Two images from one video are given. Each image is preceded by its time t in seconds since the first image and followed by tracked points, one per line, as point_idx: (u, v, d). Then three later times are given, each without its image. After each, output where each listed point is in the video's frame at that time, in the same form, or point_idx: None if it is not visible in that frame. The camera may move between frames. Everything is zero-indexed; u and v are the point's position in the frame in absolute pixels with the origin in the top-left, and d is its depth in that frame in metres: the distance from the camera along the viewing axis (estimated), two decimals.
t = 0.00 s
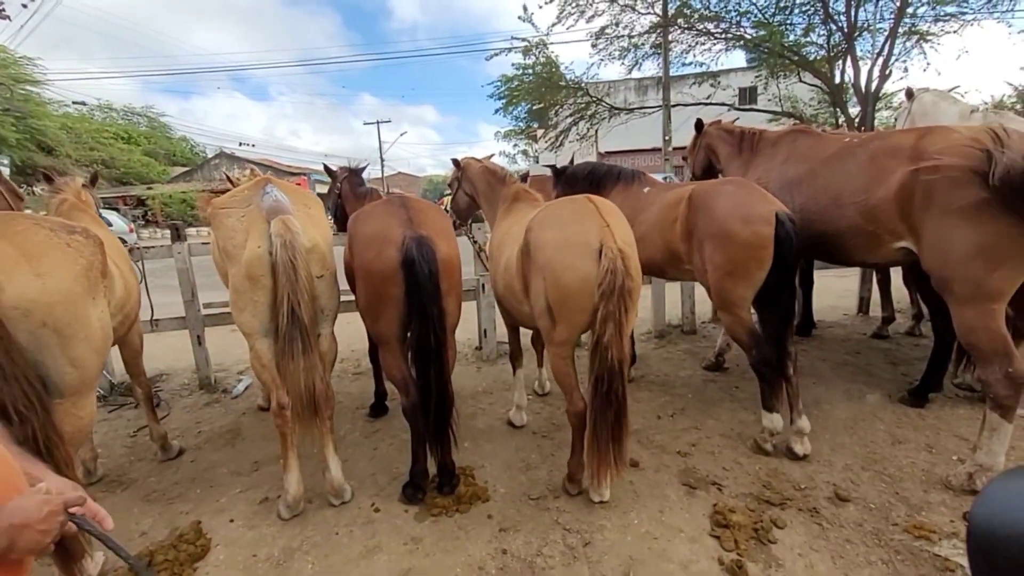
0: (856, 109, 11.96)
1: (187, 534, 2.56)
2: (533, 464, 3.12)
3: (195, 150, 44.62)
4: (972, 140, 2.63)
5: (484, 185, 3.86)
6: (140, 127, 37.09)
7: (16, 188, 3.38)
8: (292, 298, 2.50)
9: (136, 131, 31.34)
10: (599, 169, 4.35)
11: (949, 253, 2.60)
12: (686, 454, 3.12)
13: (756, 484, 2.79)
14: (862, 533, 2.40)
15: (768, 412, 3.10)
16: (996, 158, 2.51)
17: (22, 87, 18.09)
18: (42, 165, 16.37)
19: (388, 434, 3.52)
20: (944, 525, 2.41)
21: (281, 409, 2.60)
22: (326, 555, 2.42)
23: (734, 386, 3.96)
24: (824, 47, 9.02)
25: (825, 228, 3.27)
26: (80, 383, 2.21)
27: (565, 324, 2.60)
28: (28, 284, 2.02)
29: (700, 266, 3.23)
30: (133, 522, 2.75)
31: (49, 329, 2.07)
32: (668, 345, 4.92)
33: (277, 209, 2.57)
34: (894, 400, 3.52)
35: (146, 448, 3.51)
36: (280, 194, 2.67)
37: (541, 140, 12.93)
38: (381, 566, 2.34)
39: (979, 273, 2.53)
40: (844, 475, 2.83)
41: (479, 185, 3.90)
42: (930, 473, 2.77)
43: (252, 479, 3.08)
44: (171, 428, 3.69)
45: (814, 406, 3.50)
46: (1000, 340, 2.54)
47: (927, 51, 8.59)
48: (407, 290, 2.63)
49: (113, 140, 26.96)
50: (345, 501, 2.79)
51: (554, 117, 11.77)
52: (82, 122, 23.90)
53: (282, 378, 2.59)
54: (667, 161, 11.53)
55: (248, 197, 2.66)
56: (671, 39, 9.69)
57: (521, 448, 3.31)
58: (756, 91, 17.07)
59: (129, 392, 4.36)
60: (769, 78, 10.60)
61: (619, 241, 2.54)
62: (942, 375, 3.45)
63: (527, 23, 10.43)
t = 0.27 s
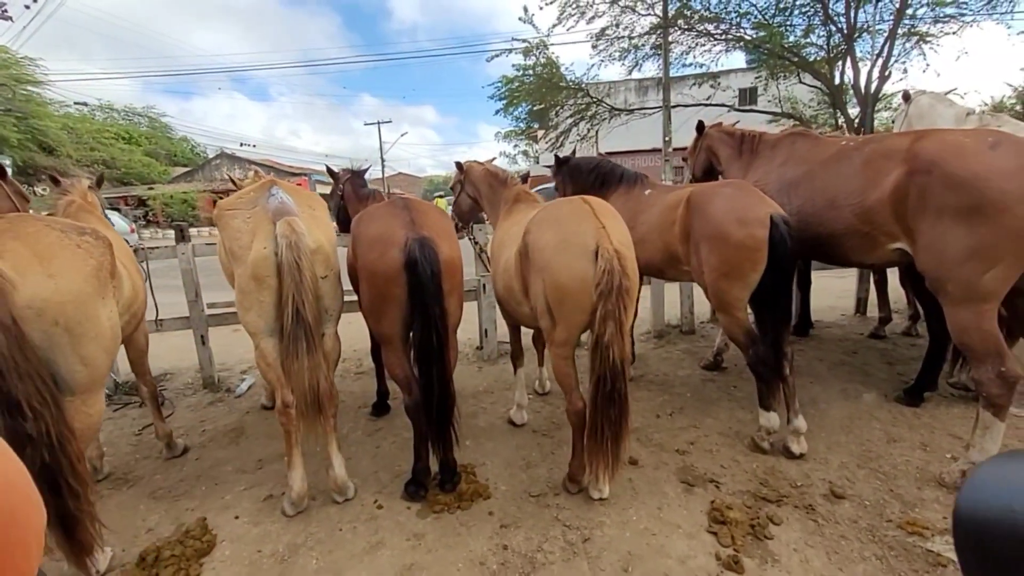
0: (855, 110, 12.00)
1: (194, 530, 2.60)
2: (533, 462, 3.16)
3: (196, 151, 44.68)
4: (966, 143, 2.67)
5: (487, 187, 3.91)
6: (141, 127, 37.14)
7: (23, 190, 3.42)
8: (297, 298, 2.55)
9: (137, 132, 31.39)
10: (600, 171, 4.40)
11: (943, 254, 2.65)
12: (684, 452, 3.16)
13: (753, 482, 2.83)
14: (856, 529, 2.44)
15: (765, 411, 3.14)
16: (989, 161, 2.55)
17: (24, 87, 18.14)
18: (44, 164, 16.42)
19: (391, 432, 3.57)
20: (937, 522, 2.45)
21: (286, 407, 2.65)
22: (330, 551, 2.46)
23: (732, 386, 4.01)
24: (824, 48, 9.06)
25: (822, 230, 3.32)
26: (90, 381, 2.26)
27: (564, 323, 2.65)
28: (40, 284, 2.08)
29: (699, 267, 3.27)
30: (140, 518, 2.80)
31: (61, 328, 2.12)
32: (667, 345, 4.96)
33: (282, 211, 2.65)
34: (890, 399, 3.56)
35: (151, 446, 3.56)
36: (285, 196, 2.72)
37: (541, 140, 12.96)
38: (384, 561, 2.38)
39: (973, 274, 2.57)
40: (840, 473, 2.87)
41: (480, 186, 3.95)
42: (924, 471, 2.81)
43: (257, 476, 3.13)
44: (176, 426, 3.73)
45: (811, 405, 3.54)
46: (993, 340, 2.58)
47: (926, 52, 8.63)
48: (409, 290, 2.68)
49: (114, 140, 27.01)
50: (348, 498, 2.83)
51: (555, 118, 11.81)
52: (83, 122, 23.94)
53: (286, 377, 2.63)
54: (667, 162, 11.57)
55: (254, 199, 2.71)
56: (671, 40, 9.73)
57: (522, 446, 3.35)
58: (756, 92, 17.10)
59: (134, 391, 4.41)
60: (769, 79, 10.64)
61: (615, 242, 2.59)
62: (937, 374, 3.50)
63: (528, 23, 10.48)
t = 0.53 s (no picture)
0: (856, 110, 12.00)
1: (197, 528, 2.62)
2: (534, 461, 3.18)
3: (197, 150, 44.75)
4: (965, 145, 2.68)
5: (490, 187, 3.93)
6: (142, 126, 37.19)
7: (25, 189, 3.43)
8: (300, 297, 2.56)
9: (138, 131, 31.44)
10: (602, 171, 4.42)
11: (943, 255, 2.66)
12: (684, 452, 3.17)
13: (752, 481, 2.85)
14: (855, 528, 2.46)
15: (765, 411, 3.15)
16: (988, 162, 2.56)
17: (26, 87, 18.17)
18: (46, 164, 16.46)
19: (392, 431, 3.59)
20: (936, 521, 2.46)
21: (288, 406, 2.66)
22: (332, 548, 2.48)
23: (732, 386, 4.02)
24: (825, 49, 9.07)
25: (823, 231, 3.33)
26: (94, 380, 2.27)
27: (562, 323, 2.66)
28: (45, 283, 2.09)
29: (700, 266, 3.29)
30: (142, 516, 2.82)
31: (64, 327, 2.14)
32: (667, 345, 4.98)
33: (285, 211, 2.67)
34: (889, 399, 3.58)
35: (154, 444, 3.58)
36: (288, 196, 2.74)
37: (542, 140, 12.97)
38: (386, 559, 2.40)
39: (972, 275, 2.59)
40: (839, 472, 2.88)
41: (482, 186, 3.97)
42: (923, 471, 2.83)
43: (258, 475, 3.15)
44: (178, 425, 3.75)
45: (810, 405, 3.55)
46: (992, 341, 2.60)
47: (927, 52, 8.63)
48: (410, 290, 2.70)
49: (116, 140, 27.05)
50: (350, 496, 2.85)
51: (556, 118, 11.83)
52: (84, 121, 23.96)
53: (289, 376, 2.65)
54: (667, 162, 11.59)
55: (257, 198, 2.72)
56: (672, 40, 9.75)
57: (522, 445, 3.37)
58: (757, 92, 17.11)
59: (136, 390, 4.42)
60: (769, 79, 10.65)
61: (611, 242, 2.62)
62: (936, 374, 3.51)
63: (529, 24, 10.49)
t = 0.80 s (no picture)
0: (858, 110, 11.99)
1: (198, 527, 2.62)
2: (536, 461, 3.18)
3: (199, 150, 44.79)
4: (969, 147, 2.67)
5: (493, 188, 3.93)
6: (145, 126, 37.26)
7: (28, 188, 3.43)
8: (302, 297, 2.57)
9: (140, 131, 31.50)
10: (604, 172, 4.42)
11: (946, 258, 2.66)
12: (685, 453, 3.17)
13: (754, 482, 2.84)
14: (857, 530, 2.45)
15: (767, 412, 3.15)
16: (992, 164, 2.56)
17: (29, 86, 18.22)
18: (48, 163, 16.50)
19: (394, 431, 3.59)
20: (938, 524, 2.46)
21: (290, 406, 2.67)
22: (333, 548, 2.48)
23: (734, 387, 4.01)
24: (827, 49, 9.06)
25: (827, 232, 3.33)
26: (96, 379, 2.28)
27: (560, 323, 2.67)
28: (47, 283, 2.09)
29: (703, 267, 3.28)
30: (144, 515, 2.82)
31: (67, 326, 2.15)
32: (668, 345, 4.97)
33: (288, 210, 2.66)
34: (892, 400, 3.57)
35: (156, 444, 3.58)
36: (291, 196, 2.74)
37: (543, 140, 12.96)
38: (387, 559, 2.40)
39: (976, 277, 2.58)
40: (841, 474, 2.88)
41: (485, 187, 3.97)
42: (925, 473, 2.82)
43: (260, 475, 3.15)
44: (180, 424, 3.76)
45: (812, 406, 3.55)
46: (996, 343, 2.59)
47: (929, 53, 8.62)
48: (412, 290, 2.70)
49: (118, 139, 27.11)
50: (351, 496, 2.85)
51: (557, 118, 11.83)
52: (86, 121, 23.99)
53: (290, 376, 2.65)
54: (669, 163, 11.58)
55: (259, 198, 2.72)
56: (673, 40, 9.74)
57: (523, 446, 3.37)
58: (759, 92, 17.08)
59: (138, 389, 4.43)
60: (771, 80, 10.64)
61: (606, 243, 2.61)
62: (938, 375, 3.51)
63: (531, 24, 10.49)
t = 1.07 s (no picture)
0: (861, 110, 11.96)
1: (199, 527, 2.61)
2: (537, 462, 3.17)
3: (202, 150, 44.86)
4: (972, 146, 2.65)
5: (497, 186, 3.92)
6: (148, 126, 37.34)
7: (30, 188, 3.43)
8: (303, 297, 2.56)
9: (143, 131, 31.57)
10: (606, 171, 4.41)
11: (949, 258, 2.65)
12: (688, 454, 3.15)
13: (758, 484, 2.83)
14: (862, 532, 2.43)
15: (770, 413, 3.13)
16: (997, 164, 2.54)
17: (33, 87, 18.28)
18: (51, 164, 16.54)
19: (396, 431, 3.58)
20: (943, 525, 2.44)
21: (292, 405, 2.66)
22: (335, 549, 2.48)
23: (737, 388, 4.00)
24: (830, 49, 9.03)
25: (829, 232, 3.31)
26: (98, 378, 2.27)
27: (558, 326, 2.66)
28: (50, 283, 2.09)
29: (706, 267, 3.27)
30: (145, 515, 2.82)
31: (70, 326, 2.15)
32: (671, 346, 4.96)
33: (289, 210, 2.66)
34: (896, 401, 3.55)
35: (158, 443, 3.58)
36: (293, 195, 2.74)
37: (546, 140, 12.95)
38: (390, 560, 2.39)
39: (981, 277, 2.57)
40: (845, 475, 2.86)
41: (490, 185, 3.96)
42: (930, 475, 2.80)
43: (262, 475, 3.14)
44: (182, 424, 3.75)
45: (816, 407, 3.53)
46: (1001, 343, 2.57)
47: (933, 53, 8.59)
48: (413, 290, 2.69)
49: (121, 139, 27.17)
50: (353, 496, 2.84)
51: (560, 118, 11.80)
52: (90, 121, 24.05)
53: (292, 375, 2.64)
54: (672, 163, 11.56)
55: (262, 197, 2.72)
56: (676, 40, 9.73)
57: (525, 446, 3.36)
58: (762, 92, 17.05)
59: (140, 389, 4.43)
60: (774, 80, 10.62)
61: (605, 250, 2.60)
62: (943, 376, 3.48)
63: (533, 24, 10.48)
